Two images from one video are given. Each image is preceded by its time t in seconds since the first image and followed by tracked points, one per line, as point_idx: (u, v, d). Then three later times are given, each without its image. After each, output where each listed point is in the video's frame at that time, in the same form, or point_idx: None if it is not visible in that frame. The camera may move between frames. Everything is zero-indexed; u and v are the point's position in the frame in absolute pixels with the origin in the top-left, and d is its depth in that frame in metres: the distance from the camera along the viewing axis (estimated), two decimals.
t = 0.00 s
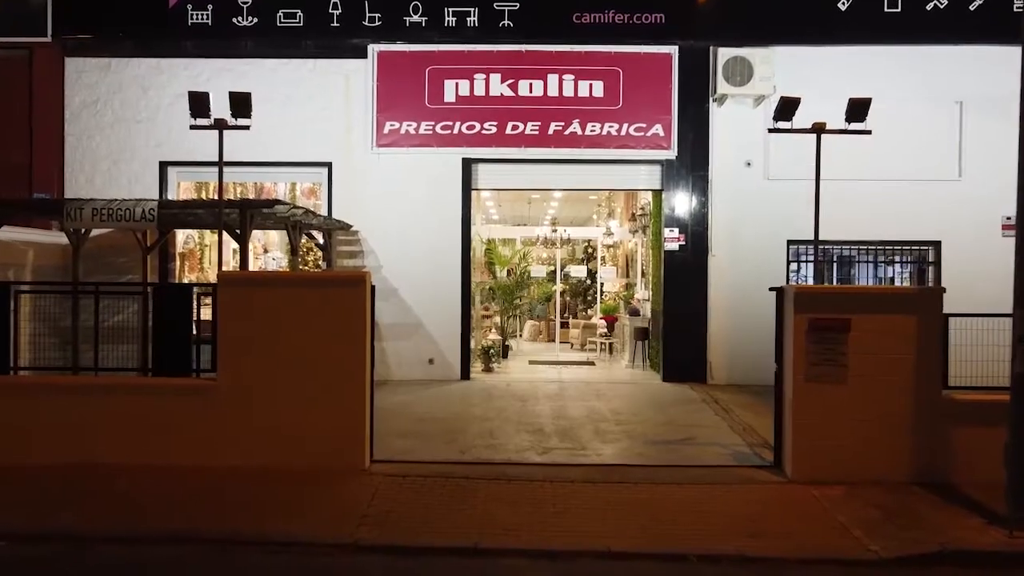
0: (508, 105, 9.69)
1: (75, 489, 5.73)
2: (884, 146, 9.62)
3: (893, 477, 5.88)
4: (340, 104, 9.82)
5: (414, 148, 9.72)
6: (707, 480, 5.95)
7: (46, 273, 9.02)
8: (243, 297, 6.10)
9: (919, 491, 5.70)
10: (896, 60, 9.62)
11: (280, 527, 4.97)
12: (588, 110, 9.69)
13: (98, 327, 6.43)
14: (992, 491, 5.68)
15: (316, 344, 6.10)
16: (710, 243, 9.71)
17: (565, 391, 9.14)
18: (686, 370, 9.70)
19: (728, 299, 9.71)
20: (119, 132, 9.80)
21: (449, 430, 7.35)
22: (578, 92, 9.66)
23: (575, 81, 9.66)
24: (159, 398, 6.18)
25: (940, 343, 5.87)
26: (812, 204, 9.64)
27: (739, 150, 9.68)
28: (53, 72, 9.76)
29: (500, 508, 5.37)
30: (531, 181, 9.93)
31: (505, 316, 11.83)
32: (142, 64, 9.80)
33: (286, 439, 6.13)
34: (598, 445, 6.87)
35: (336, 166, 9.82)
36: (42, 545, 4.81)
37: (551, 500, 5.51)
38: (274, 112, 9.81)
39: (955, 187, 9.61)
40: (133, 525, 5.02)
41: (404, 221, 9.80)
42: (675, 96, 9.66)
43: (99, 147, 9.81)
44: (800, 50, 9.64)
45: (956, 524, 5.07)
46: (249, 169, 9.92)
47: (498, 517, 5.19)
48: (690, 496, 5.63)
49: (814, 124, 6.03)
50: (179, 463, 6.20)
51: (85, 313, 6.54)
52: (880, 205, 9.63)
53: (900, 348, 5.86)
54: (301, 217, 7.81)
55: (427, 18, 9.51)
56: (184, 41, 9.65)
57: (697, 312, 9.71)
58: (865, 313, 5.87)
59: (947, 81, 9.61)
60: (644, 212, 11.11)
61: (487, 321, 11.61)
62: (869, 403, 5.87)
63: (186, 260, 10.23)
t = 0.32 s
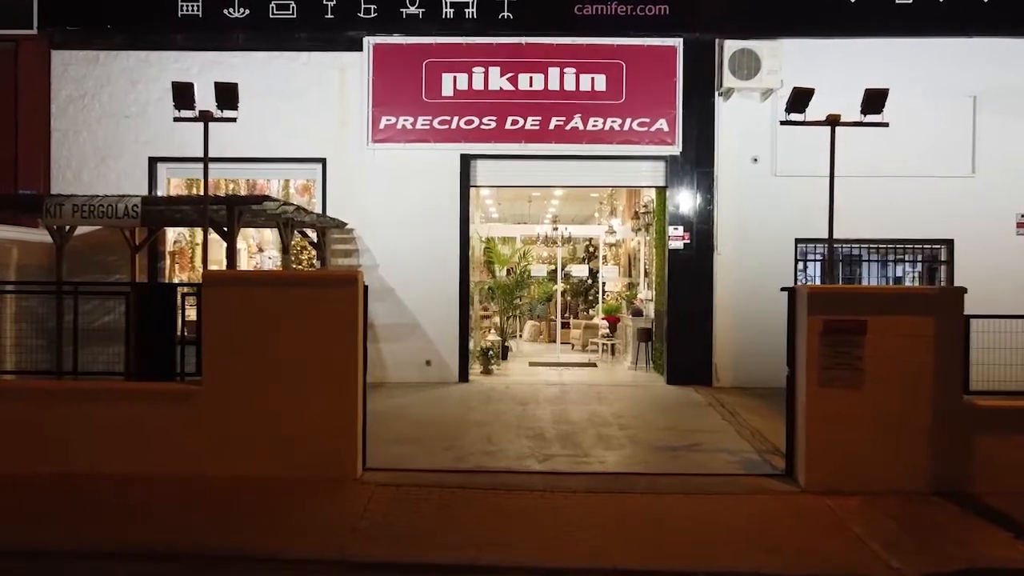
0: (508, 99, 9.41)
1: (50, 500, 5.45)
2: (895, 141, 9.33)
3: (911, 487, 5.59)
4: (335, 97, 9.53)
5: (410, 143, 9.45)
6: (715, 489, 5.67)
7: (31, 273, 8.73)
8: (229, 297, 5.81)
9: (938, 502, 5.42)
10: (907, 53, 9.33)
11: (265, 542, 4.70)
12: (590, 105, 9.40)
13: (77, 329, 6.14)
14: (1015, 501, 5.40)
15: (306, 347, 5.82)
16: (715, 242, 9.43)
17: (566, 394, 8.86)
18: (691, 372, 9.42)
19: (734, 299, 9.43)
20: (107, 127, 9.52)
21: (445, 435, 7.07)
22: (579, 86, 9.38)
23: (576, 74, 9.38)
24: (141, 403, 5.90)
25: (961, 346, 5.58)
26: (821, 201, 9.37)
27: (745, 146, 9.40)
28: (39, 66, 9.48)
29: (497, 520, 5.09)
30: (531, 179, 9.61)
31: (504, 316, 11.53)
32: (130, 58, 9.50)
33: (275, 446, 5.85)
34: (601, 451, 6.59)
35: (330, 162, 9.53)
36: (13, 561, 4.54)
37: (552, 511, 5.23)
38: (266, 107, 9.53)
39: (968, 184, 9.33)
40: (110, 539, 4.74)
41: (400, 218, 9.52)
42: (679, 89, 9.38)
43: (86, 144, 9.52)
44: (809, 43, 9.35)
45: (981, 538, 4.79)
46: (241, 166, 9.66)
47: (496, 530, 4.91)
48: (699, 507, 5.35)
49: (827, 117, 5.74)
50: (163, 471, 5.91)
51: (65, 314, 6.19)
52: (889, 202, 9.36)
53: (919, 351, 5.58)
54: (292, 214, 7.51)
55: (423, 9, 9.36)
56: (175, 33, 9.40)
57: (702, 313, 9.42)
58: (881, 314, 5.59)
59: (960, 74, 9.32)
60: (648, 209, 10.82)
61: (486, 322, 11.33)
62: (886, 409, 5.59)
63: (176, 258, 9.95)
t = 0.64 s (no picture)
0: (508, 91, 9.03)
1: (17, 514, 5.09)
2: (910, 134, 8.96)
3: (939, 501, 5.22)
4: (328, 90, 9.17)
5: (406, 137, 9.08)
6: (730, 503, 5.30)
7: (9, 272, 8.35)
8: (211, 298, 5.44)
9: (970, 517, 5.05)
10: (924, 43, 8.96)
11: (242, 562, 4.33)
12: (593, 97, 9.03)
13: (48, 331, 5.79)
14: None
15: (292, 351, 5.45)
16: (723, 240, 9.06)
17: (568, 398, 8.49)
18: (699, 376, 9.05)
19: (744, 299, 9.06)
20: (91, 120, 9.16)
21: (442, 443, 6.70)
22: (582, 78, 9.01)
23: (579, 65, 9.01)
24: (116, 411, 5.53)
25: (993, 350, 5.21)
26: (834, 198, 9.01)
27: (755, 140, 9.03)
28: (20, 57, 9.13)
29: (496, 536, 4.72)
30: (532, 172, 9.27)
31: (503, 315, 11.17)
32: (115, 48, 9.16)
33: (259, 457, 5.47)
34: (606, 461, 6.22)
35: (323, 156, 9.17)
36: None
37: (555, 527, 4.86)
38: (256, 99, 9.17)
39: (987, 180, 8.96)
40: (75, 559, 4.38)
41: (395, 215, 9.16)
42: (687, 81, 9.01)
43: (70, 137, 9.17)
44: (821, 32, 8.98)
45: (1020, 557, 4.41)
46: (231, 160, 9.30)
47: (494, 548, 4.54)
48: (712, 522, 4.98)
49: (850, 105, 5.36)
50: (140, 484, 5.54)
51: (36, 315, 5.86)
52: (905, 198, 9.00)
53: (948, 355, 5.21)
54: (281, 210, 7.15)
55: None
56: (161, 22, 9.03)
57: (710, 314, 9.06)
58: (907, 315, 5.23)
59: (979, 65, 8.95)
60: (653, 206, 10.45)
61: (486, 322, 11.04)
62: (912, 417, 5.22)
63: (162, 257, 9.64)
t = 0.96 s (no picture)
0: (509, 81, 8.64)
1: None
2: (930, 127, 8.57)
3: (975, 518, 4.83)
4: (321, 80, 8.78)
5: (403, 130, 8.70)
6: (748, 519, 4.91)
7: None
8: (189, 299, 5.04)
9: (1010, 536, 4.65)
10: (945, 31, 8.57)
11: None
12: (598, 88, 8.63)
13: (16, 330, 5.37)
14: None
15: (276, 356, 5.05)
16: (734, 237, 8.67)
17: (572, 403, 8.10)
18: (708, 379, 8.67)
19: (755, 300, 8.67)
20: (73, 112, 8.77)
21: (438, 453, 6.31)
22: (586, 67, 8.60)
23: (583, 55, 8.60)
24: (87, 420, 5.14)
25: None
26: (849, 194, 8.62)
27: (767, 133, 8.64)
28: None
29: (496, 557, 4.33)
30: (534, 166, 8.89)
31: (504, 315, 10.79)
32: (99, 36, 8.76)
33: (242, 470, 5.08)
34: (614, 473, 5.83)
35: (316, 150, 8.79)
36: None
37: (559, 547, 4.47)
38: (247, 90, 8.78)
39: (1010, 175, 8.58)
40: None
41: (391, 211, 8.77)
42: (696, 71, 8.60)
43: (52, 130, 8.79)
44: (837, 19, 8.58)
45: None
46: (219, 154, 8.91)
47: (493, 571, 4.14)
48: (730, 541, 4.59)
49: (879, 89, 4.97)
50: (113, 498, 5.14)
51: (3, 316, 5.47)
52: (924, 194, 8.61)
53: (985, 360, 4.82)
54: (268, 205, 6.77)
55: None
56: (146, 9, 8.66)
57: (719, 315, 8.68)
58: (940, 317, 4.84)
59: (1001, 54, 8.56)
60: (659, 202, 10.05)
61: (485, 323, 10.83)
62: (946, 427, 4.83)
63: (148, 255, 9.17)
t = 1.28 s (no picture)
0: (511, 71, 8.18)
1: None
2: (956, 119, 8.11)
3: None
4: (313, 69, 8.31)
5: (399, 122, 8.24)
6: (777, 546, 4.44)
7: None
8: (157, 303, 4.50)
9: None
10: (973, 16, 8.10)
11: None
12: (605, 77, 8.16)
13: None
14: None
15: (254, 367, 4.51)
16: (750, 236, 8.19)
17: (579, 411, 7.63)
18: (721, 386, 8.21)
19: (773, 302, 8.20)
20: (51, 102, 8.31)
21: (436, 468, 5.84)
22: (593, 56, 8.13)
23: (590, 42, 8.13)
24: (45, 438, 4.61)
25: None
26: (871, 189, 8.14)
27: (784, 125, 8.17)
28: None
29: None
30: (537, 161, 8.37)
31: (506, 316, 10.24)
32: (78, 22, 8.29)
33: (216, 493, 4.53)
34: (626, 491, 5.36)
35: (307, 143, 8.32)
36: None
37: None
38: (235, 79, 8.31)
39: None
40: None
41: (386, 208, 8.29)
42: (709, 60, 8.15)
43: (28, 121, 8.32)
44: (859, 4, 8.11)
45: None
46: (206, 147, 8.45)
47: None
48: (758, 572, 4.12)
49: (922, 72, 4.50)
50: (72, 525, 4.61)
51: None
52: (951, 189, 8.14)
53: None
54: (254, 200, 6.30)
55: None
56: None
57: (734, 318, 8.21)
58: (990, 322, 4.37)
59: None
60: (668, 198, 9.57)
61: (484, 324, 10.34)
62: (996, 444, 4.37)
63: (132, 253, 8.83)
